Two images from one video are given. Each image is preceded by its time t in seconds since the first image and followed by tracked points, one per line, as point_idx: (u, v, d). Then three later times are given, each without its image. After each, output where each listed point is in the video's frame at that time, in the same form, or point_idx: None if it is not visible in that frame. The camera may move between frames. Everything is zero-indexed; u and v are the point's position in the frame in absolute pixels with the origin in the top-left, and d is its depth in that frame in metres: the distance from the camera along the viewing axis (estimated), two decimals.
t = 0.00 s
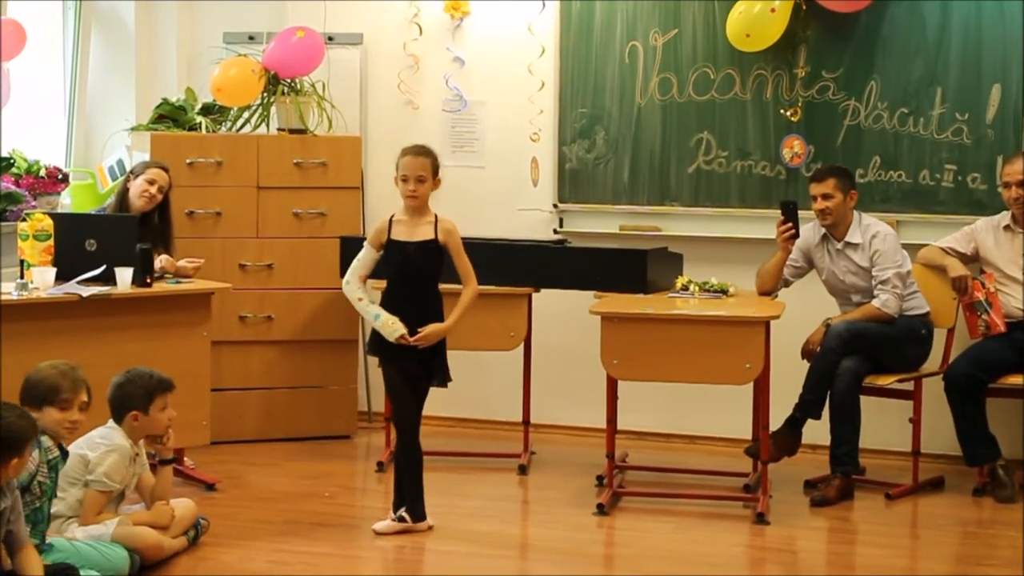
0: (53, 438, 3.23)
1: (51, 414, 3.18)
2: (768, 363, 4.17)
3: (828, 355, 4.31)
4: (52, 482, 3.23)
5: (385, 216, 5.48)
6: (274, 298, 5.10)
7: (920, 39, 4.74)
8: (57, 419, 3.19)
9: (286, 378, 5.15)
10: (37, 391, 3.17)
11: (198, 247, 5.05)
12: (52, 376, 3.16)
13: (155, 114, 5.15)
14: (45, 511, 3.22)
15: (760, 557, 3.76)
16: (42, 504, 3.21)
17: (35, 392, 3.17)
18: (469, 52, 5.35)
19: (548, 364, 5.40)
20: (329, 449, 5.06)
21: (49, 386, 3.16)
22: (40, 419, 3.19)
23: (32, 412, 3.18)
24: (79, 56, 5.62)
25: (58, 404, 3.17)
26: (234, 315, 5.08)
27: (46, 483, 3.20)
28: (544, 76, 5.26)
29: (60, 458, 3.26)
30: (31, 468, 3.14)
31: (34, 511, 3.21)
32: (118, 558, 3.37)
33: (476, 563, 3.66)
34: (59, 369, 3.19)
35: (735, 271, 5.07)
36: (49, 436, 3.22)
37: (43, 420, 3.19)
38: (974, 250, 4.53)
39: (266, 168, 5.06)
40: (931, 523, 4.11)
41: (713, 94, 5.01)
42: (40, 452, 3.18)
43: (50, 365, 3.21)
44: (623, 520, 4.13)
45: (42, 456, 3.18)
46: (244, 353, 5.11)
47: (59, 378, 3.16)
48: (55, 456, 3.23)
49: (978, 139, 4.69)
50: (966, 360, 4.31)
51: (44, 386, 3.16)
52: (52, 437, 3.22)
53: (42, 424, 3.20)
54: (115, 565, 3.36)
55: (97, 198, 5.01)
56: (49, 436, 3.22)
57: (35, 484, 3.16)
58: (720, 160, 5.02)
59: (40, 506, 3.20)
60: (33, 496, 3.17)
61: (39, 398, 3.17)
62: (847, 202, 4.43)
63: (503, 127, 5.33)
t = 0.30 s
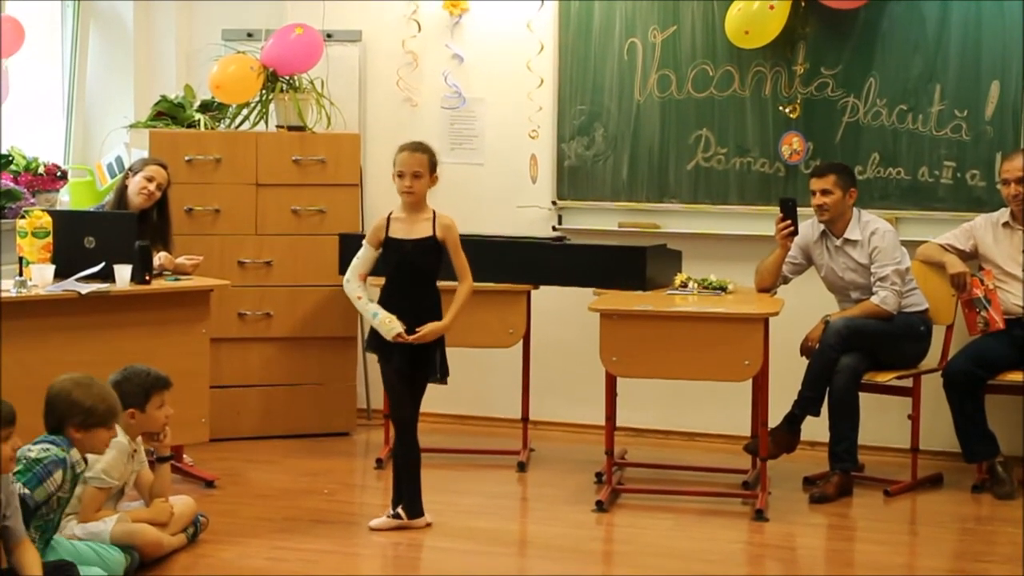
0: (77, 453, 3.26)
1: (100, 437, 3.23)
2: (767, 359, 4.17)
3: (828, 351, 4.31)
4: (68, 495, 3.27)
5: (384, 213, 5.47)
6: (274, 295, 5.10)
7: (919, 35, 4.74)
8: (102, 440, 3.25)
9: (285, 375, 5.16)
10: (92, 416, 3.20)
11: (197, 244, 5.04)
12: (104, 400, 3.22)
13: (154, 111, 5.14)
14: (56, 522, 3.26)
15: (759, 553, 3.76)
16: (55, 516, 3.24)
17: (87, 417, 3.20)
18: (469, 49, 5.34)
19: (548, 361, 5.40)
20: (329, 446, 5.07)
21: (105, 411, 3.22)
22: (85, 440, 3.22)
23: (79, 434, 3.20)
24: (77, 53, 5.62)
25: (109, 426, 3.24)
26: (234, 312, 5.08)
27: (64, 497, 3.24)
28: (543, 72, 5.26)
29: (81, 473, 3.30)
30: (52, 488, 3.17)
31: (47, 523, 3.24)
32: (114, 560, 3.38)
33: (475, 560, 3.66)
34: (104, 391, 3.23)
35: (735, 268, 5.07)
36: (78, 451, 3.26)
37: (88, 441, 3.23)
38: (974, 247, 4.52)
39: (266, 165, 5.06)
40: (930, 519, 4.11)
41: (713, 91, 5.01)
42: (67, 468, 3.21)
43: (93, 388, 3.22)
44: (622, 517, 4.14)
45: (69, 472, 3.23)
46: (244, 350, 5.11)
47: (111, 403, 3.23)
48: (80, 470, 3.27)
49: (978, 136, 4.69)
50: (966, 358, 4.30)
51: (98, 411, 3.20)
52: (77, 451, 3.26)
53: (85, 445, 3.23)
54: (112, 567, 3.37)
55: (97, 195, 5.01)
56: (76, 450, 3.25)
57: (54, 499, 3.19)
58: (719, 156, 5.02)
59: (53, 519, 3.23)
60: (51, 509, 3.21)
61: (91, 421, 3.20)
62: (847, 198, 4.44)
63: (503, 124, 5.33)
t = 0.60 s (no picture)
0: (102, 471, 3.15)
1: (129, 459, 3.13)
2: (767, 358, 4.17)
3: (828, 350, 4.32)
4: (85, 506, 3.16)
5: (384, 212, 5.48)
6: (274, 293, 5.10)
7: (919, 33, 4.74)
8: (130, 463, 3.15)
9: (285, 373, 5.16)
10: (128, 441, 3.09)
11: (198, 243, 5.04)
12: (141, 424, 3.11)
13: (154, 109, 5.15)
14: (67, 528, 3.19)
15: (759, 552, 3.76)
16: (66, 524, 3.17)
17: (123, 441, 3.09)
18: (469, 47, 5.35)
19: (548, 359, 5.40)
20: (329, 444, 5.07)
21: (141, 437, 3.10)
22: (114, 462, 3.13)
23: (113, 456, 3.10)
24: (78, 51, 5.62)
25: (142, 450, 3.13)
26: (234, 310, 5.08)
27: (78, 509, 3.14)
28: (543, 71, 5.26)
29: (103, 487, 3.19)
30: (62, 501, 3.07)
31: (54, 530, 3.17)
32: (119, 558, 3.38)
33: (475, 558, 3.66)
34: (141, 414, 3.12)
35: (735, 266, 5.07)
36: (103, 470, 3.15)
37: (118, 463, 3.13)
38: (974, 245, 4.52)
39: (266, 163, 5.06)
40: (930, 518, 4.11)
41: (713, 89, 5.01)
42: (84, 484, 3.10)
43: (130, 411, 3.10)
44: (622, 515, 4.14)
45: (87, 488, 3.12)
46: (244, 348, 5.11)
47: (146, 428, 3.12)
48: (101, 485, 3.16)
49: (978, 134, 4.69)
50: (965, 356, 4.31)
51: (134, 437, 3.09)
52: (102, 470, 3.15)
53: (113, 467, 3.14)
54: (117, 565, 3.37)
55: (97, 193, 5.02)
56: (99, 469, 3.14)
57: (65, 512, 3.10)
58: (719, 155, 5.02)
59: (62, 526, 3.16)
60: (62, 519, 3.12)
61: (127, 446, 3.09)
62: (850, 197, 4.42)
63: (503, 122, 5.33)
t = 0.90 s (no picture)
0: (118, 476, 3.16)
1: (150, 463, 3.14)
2: (767, 357, 4.17)
3: (828, 350, 4.32)
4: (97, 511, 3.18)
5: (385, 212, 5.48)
6: (274, 293, 5.10)
7: (920, 33, 4.74)
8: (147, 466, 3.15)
9: (285, 373, 5.15)
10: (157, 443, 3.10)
11: (198, 242, 5.04)
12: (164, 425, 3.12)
13: (155, 109, 5.14)
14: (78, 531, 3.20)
15: (760, 552, 3.76)
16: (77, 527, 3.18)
17: (152, 444, 3.09)
18: (469, 47, 5.35)
19: (548, 359, 5.40)
20: (329, 444, 5.07)
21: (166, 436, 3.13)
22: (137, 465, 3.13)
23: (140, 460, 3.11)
24: (78, 51, 5.62)
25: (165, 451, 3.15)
26: (234, 310, 5.08)
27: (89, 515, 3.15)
28: (544, 71, 5.26)
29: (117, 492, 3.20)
30: (73, 509, 3.09)
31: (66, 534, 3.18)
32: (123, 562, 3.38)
33: (475, 558, 3.66)
34: (159, 414, 3.13)
35: (735, 266, 5.07)
36: (118, 475, 3.16)
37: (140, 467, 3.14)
38: (974, 245, 4.52)
39: (266, 164, 5.06)
40: (930, 518, 4.11)
41: (713, 89, 5.01)
42: (97, 492, 3.11)
43: (151, 412, 3.11)
44: (623, 515, 4.14)
45: (99, 495, 3.13)
46: (244, 348, 5.11)
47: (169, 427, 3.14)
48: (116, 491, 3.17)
49: (979, 134, 4.69)
50: (966, 356, 4.31)
51: (160, 440, 3.11)
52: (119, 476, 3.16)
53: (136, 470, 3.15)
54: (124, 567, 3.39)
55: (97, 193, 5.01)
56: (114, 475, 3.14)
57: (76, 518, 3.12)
58: (720, 155, 5.02)
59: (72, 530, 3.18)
60: (73, 524, 3.13)
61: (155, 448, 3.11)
62: (852, 198, 4.42)
63: (503, 122, 5.33)
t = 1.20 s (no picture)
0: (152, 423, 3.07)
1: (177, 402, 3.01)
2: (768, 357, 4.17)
3: (830, 350, 4.32)
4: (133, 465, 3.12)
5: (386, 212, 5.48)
6: (275, 293, 5.10)
7: (921, 33, 4.74)
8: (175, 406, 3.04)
9: (286, 373, 5.16)
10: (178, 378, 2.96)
11: (199, 242, 5.04)
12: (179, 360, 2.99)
13: (155, 109, 5.14)
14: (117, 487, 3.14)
15: (760, 552, 3.75)
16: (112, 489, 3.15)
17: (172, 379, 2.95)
18: (470, 47, 5.35)
19: (549, 360, 5.40)
20: (329, 444, 5.07)
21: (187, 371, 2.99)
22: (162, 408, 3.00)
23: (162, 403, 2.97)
24: (79, 51, 5.62)
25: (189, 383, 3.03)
26: (235, 310, 5.09)
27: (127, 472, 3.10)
28: (545, 71, 5.26)
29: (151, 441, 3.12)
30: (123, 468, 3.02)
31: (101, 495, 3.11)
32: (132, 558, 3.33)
33: (475, 558, 3.66)
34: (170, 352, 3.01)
35: (736, 266, 5.07)
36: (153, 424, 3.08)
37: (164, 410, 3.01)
38: (975, 246, 4.52)
39: (267, 164, 5.06)
40: (931, 518, 4.11)
41: (714, 89, 5.01)
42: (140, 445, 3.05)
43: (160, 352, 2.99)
44: (623, 516, 4.13)
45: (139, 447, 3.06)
46: (245, 348, 5.11)
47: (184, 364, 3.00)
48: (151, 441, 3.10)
49: (979, 134, 4.69)
50: (967, 356, 4.31)
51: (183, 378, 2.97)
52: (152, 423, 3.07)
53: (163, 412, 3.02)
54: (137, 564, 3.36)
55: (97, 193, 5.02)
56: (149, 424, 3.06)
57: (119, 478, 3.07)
58: (721, 155, 5.02)
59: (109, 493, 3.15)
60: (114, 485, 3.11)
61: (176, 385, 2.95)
62: (857, 201, 4.40)
63: (504, 122, 5.33)
